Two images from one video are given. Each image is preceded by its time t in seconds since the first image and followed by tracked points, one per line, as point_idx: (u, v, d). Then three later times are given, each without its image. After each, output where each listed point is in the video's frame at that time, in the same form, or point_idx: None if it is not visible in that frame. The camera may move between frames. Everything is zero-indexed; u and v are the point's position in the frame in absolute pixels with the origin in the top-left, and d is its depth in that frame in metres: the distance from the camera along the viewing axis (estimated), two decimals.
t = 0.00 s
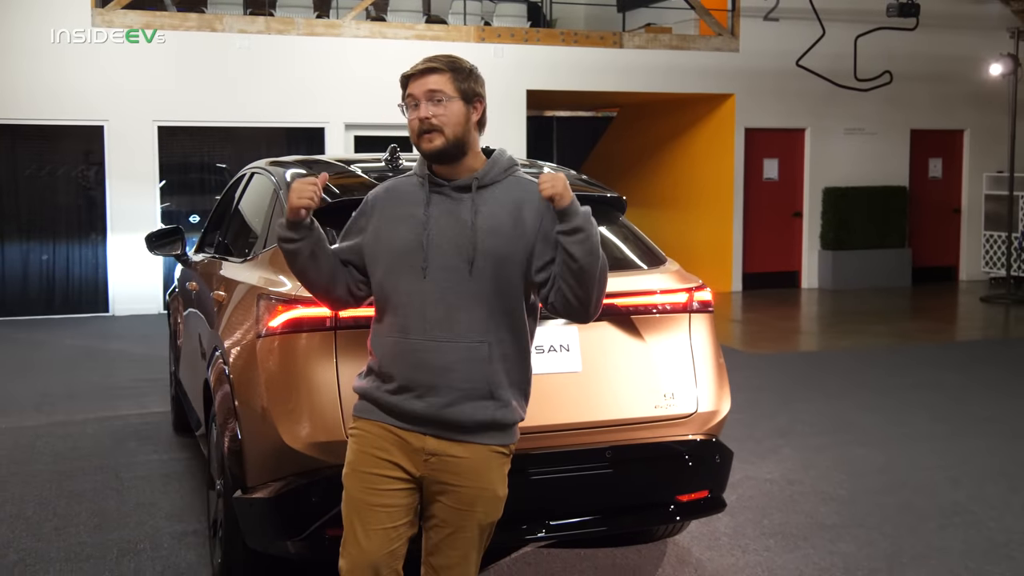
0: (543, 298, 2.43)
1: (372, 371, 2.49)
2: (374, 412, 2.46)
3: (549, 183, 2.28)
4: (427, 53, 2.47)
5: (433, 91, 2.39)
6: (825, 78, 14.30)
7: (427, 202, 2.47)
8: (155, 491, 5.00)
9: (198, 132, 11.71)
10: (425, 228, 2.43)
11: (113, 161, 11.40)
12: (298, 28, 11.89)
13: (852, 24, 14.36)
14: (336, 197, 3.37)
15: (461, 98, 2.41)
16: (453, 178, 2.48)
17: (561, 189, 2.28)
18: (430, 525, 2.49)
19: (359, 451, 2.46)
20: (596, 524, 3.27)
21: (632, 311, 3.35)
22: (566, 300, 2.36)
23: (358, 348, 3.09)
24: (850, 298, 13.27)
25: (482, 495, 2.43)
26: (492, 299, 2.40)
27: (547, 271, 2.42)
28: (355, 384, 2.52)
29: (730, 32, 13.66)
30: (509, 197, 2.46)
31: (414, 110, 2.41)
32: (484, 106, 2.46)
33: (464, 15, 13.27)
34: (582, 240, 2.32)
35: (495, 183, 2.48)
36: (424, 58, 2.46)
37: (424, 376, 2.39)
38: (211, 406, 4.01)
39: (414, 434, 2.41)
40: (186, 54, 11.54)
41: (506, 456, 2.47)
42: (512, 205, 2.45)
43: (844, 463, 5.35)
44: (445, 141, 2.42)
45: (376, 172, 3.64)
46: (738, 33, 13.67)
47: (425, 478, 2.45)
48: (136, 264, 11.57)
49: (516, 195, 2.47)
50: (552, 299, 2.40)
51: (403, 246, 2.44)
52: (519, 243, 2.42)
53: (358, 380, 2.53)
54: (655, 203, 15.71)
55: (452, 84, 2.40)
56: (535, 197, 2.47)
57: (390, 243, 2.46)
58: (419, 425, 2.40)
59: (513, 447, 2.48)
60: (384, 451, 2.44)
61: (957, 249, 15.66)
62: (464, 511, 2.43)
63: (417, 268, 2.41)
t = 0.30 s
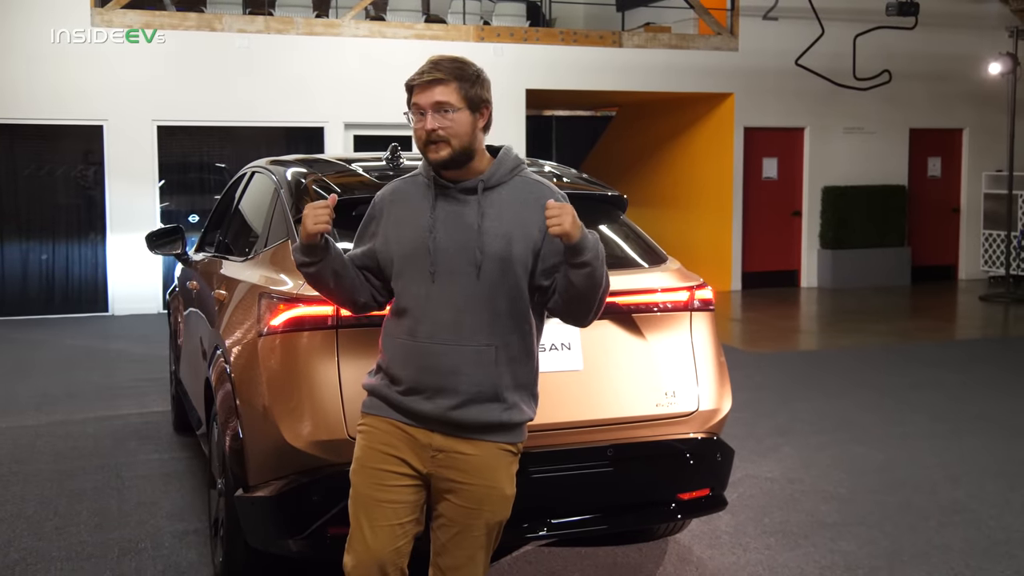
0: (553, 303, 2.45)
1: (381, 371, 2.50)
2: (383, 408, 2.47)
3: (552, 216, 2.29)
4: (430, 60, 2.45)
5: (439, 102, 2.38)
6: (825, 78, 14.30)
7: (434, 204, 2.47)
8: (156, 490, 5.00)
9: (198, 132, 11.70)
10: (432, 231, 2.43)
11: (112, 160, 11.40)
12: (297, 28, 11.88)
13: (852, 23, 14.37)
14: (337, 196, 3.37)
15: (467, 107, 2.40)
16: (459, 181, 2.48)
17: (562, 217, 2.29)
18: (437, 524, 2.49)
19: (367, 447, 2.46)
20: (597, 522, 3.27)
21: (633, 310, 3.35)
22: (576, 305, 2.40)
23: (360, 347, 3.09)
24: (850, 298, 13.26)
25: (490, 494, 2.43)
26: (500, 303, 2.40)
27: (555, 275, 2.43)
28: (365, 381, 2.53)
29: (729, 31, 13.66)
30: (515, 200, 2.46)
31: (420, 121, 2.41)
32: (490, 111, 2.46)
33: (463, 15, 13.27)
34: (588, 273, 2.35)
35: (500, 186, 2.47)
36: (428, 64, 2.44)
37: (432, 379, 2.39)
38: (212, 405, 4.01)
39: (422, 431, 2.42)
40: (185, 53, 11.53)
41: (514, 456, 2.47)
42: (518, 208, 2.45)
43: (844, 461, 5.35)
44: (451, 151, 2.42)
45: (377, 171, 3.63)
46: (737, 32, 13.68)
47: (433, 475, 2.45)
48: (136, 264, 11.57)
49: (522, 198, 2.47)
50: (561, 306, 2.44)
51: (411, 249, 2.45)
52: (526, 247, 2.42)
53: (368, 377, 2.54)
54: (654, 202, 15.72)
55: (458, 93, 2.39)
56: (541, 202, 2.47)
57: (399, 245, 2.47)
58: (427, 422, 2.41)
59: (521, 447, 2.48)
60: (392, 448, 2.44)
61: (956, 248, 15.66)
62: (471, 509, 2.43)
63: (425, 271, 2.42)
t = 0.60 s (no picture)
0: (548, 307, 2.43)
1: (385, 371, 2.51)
2: (386, 408, 2.47)
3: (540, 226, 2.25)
4: (436, 58, 2.44)
5: (444, 100, 2.38)
6: (825, 77, 14.31)
7: (435, 205, 2.48)
8: (156, 490, 5.00)
9: (198, 132, 11.71)
10: (432, 233, 2.44)
11: (112, 161, 11.41)
12: (298, 28, 11.88)
13: (851, 23, 14.37)
14: (337, 195, 3.38)
15: (471, 107, 2.40)
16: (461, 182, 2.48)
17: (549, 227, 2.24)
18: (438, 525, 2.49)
19: (369, 446, 2.47)
20: (597, 522, 3.28)
21: (633, 309, 3.36)
22: (569, 310, 2.36)
23: (360, 347, 3.09)
24: (850, 297, 13.26)
25: (491, 495, 2.42)
26: (498, 307, 2.39)
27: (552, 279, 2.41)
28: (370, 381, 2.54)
29: (729, 31, 13.67)
30: (515, 202, 2.46)
31: (424, 118, 2.40)
32: (493, 112, 2.46)
33: (462, 15, 13.28)
34: (572, 287, 2.31)
35: (500, 189, 2.47)
36: (433, 62, 2.44)
37: (433, 380, 2.40)
38: (212, 404, 4.01)
39: (424, 429, 2.43)
40: (185, 53, 11.54)
41: (516, 457, 2.47)
42: (518, 210, 2.45)
43: (844, 460, 5.35)
44: (455, 151, 2.42)
45: (377, 171, 3.64)
46: (737, 32, 13.69)
47: (434, 474, 2.46)
48: (137, 264, 11.58)
49: (522, 201, 2.47)
50: (553, 310, 2.40)
51: (412, 250, 2.45)
52: (524, 250, 2.42)
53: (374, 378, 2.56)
54: (654, 202, 15.72)
55: (463, 92, 2.38)
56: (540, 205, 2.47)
57: (401, 246, 2.48)
58: (428, 420, 2.42)
59: (523, 448, 2.48)
60: (394, 447, 2.45)
61: (956, 248, 15.68)
62: (472, 510, 2.43)
63: (425, 273, 2.43)
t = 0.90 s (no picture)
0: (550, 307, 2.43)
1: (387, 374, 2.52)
2: (388, 409, 2.48)
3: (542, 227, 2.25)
4: (438, 58, 2.45)
5: (446, 101, 2.38)
6: (827, 77, 14.31)
7: (436, 207, 2.48)
8: (159, 490, 5.01)
9: (200, 132, 11.72)
10: (434, 233, 2.45)
11: (114, 161, 11.42)
12: (299, 28, 11.89)
13: (853, 23, 14.38)
14: (339, 195, 3.38)
15: (473, 107, 2.40)
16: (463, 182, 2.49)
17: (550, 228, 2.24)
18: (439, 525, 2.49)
19: (371, 446, 2.48)
20: (598, 522, 3.28)
21: (634, 309, 3.36)
22: (571, 311, 2.36)
23: (362, 346, 3.09)
24: (851, 297, 13.26)
25: (494, 495, 2.43)
26: (501, 307, 2.40)
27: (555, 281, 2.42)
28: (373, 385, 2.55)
29: (731, 31, 13.68)
30: (517, 202, 2.46)
31: (426, 118, 2.40)
32: (495, 113, 2.46)
33: (464, 16, 13.28)
34: (579, 286, 2.32)
35: (502, 190, 2.47)
36: (435, 62, 2.44)
37: (436, 381, 2.41)
38: (214, 405, 4.02)
39: (425, 430, 2.43)
40: (186, 53, 11.54)
41: (519, 458, 2.48)
42: (520, 210, 2.45)
43: (845, 460, 5.36)
44: (457, 151, 2.42)
45: (379, 171, 3.64)
46: (738, 32, 13.70)
47: (436, 474, 2.46)
48: (139, 264, 11.59)
49: (524, 201, 2.47)
50: (556, 311, 2.40)
51: (414, 252, 2.46)
52: (526, 250, 2.42)
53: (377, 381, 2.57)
54: (656, 202, 15.72)
55: (465, 93, 2.39)
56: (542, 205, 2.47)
57: (403, 249, 2.49)
58: (430, 420, 2.43)
59: (526, 450, 2.49)
60: (396, 446, 2.46)
61: (958, 248, 15.67)
62: (474, 510, 2.43)
63: (428, 275, 2.43)
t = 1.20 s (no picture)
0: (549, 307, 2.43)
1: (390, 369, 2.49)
2: (393, 415, 2.46)
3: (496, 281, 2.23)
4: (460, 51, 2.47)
5: (471, 88, 2.40)
6: (829, 77, 14.30)
7: (446, 196, 2.46)
8: (160, 490, 5.01)
9: (201, 132, 11.72)
10: (444, 222, 2.43)
11: (115, 161, 11.42)
12: (301, 28, 11.89)
13: (854, 23, 14.38)
14: (340, 195, 3.38)
15: (496, 98, 2.43)
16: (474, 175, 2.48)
17: (507, 279, 2.22)
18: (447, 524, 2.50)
19: (378, 456, 2.47)
20: (600, 522, 3.28)
21: (636, 309, 3.36)
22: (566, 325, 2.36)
23: (363, 346, 3.09)
24: (853, 297, 13.25)
25: (505, 496, 2.43)
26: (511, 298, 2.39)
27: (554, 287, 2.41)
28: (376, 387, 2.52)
29: (732, 31, 13.68)
30: (528, 195, 2.46)
31: (449, 104, 2.41)
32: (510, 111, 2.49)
33: (466, 15, 13.29)
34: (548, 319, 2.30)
35: (512, 183, 2.47)
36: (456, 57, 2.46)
37: (445, 372, 2.39)
38: (215, 405, 4.01)
39: (432, 438, 2.41)
40: (188, 53, 11.55)
41: (526, 459, 2.47)
42: (531, 204, 2.46)
43: (847, 461, 5.35)
44: (478, 139, 2.42)
45: (380, 171, 3.64)
46: (740, 32, 13.70)
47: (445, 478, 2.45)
48: (141, 264, 11.60)
49: (534, 195, 2.47)
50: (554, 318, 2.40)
51: (423, 240, 2.43)
52: (537, 242, 2.43)
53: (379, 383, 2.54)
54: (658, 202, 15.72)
55: (489, 84, 2.41)
56: (551, 201, 2.48)
57: (410, 237, 2.45)
58: (437, 424, 2.40)
59: (533, 449, 2.48)
60: (402, 455, 2.43)
61: (959, 248, 15.66)
62: (482, 513, 2.43)
63: (437, 263, 2.41)
